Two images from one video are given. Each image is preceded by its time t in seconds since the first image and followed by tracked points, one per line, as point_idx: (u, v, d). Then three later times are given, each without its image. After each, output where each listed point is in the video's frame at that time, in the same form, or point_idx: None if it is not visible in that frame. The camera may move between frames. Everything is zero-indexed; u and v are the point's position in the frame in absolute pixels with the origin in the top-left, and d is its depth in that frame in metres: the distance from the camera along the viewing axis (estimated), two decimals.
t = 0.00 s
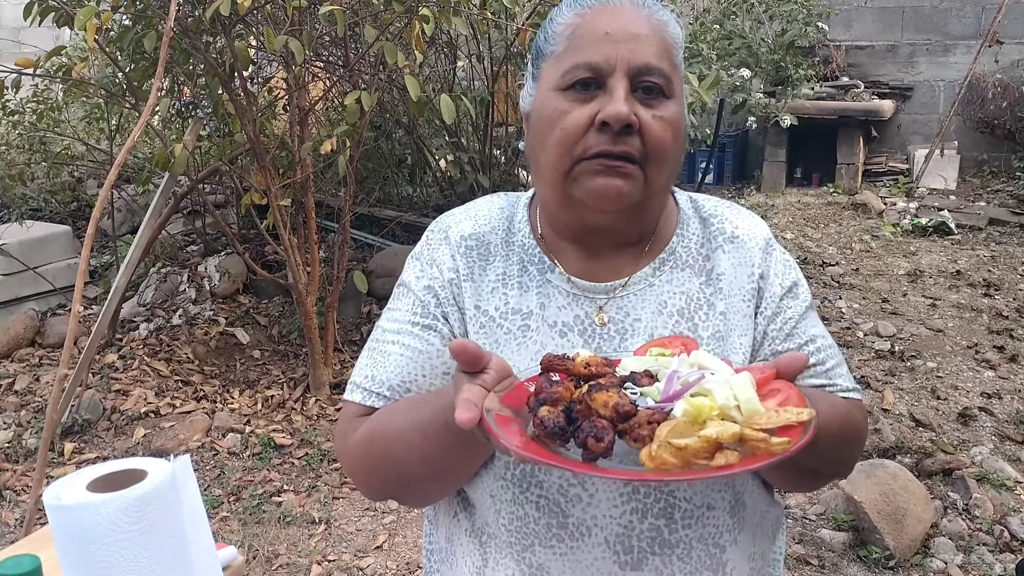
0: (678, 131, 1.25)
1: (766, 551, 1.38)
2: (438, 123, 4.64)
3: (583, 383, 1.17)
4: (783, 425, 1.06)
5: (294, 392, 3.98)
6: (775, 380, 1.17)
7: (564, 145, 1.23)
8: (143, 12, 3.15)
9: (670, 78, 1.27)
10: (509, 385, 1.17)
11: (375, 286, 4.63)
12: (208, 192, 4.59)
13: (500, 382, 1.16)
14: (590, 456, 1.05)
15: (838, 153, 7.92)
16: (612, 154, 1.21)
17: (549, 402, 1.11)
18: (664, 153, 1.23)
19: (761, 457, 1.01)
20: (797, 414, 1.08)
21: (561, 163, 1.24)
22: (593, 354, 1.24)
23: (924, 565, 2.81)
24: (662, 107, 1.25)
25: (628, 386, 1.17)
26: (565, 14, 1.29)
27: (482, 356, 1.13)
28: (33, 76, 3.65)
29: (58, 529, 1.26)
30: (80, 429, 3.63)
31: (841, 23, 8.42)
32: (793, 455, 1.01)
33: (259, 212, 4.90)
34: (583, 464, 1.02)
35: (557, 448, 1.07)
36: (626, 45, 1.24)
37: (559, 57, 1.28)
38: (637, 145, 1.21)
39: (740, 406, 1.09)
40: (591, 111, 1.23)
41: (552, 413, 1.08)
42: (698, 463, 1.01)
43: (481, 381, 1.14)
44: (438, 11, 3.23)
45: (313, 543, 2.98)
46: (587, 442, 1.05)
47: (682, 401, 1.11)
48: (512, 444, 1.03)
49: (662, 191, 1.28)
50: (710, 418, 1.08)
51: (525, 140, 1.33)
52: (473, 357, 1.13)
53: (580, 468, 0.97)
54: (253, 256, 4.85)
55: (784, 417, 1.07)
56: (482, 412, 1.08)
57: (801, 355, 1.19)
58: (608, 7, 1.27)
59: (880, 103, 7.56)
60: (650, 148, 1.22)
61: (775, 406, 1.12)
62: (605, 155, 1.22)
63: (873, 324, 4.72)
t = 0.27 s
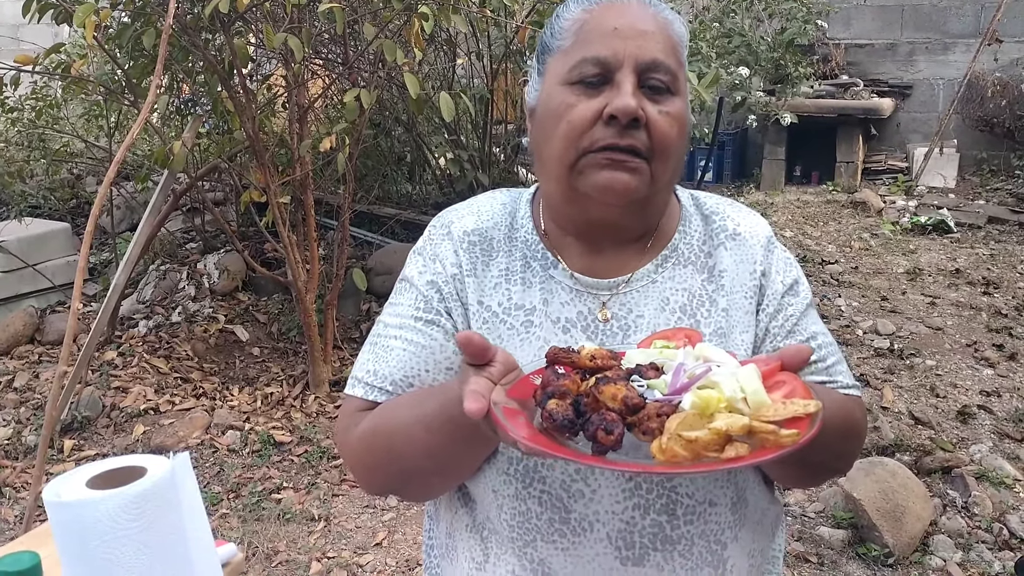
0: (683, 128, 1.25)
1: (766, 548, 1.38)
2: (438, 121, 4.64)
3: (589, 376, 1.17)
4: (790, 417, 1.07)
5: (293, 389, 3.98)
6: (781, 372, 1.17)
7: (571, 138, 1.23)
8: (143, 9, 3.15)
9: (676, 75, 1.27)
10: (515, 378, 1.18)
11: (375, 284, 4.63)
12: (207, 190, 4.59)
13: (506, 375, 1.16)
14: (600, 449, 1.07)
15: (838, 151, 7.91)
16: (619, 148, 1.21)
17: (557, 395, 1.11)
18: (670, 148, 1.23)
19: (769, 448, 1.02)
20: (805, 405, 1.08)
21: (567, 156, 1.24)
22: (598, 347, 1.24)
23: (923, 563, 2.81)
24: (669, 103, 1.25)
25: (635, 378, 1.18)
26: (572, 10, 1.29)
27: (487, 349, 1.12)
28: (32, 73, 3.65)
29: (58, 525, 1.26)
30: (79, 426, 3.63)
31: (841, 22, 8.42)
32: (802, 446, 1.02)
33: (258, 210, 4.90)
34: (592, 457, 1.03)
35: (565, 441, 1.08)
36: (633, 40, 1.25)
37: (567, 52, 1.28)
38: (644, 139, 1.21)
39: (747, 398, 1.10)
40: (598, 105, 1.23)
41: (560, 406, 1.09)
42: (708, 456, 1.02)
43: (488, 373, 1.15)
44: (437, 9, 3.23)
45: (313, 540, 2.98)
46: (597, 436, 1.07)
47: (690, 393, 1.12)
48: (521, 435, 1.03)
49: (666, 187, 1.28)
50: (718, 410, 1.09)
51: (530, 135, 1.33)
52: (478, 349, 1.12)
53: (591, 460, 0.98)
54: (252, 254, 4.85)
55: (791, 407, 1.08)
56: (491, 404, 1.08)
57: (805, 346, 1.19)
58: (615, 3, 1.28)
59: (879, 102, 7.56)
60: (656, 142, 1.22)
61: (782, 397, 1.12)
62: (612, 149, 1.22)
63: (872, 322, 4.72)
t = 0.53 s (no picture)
0: (692, 125, 1.25)
1: (774, 547, 1.38)
2: (442, 121, 4.64)
3: (602, 370, 1.17)
4: (805, 408, 1.07)
5: (298, 389, 3.98)
6: (794, 367, 1.18)
7: (580, 137, 1.23)
8: (147, 10, 3.15)
9: (685, 72, 1.27)
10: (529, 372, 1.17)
11: (379, 284, 4.64)
12: (212, 190, 4.59)
13: (520, 369, 1.16)
14: (616, 438, 1.06)
15: (842, 150, 7.90)
16: (628, 146, 1.20)
17: (572, 387, 1.10)
18: (679, 145, 1.22)
19: (785, 437, 1.02)
20: (819, 397, 1.08)
21: (576, 155, 1.23)
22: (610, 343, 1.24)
23: (929, 563, 2.81)
24: (678, 101, 1.25)
25: (649, 371, 1.18)
26: (581, 9, 1.30)
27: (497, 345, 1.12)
28: (37, 74, 3.65)
29: (65, 525, 1.27)
30: (84, 427, 3.64)
31: (845, 21, 8.42)
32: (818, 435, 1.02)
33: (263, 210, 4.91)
34: (609, 446, 1.03)
35: (581, 432, 1.07)
36: (641, 38, 1.25)
37: (575, 51, 1.28)
38: (653, 137, 1.21)
39: (761, 391, 1.10)
40: (607, 103, 1.22)
41: (575, 397, 1.09)
42: (725, 444, 1.02)
43: (501, 367, 1.14)
44: (441, 9, 3.23)
45: (318, 540, 2.98)
46: (613, 425, 1.06)
47: (705, 385, 1.12)
48: (537, 427, 1.03)
49: (676, 185, 1.28)
50: (733, 401, 1.08)
51: (539, 134, 1.33)
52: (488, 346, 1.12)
53: (607, 448, 0.98)
54: (257, 254, 4.86)
55: (805, 400, 1.08)
56: (505, 396, 1.08)
57: (817, 342, 1.19)
58: (623, 2, 1.28)
59: (884, 102, 7.54)
60: (665, 140, 1.21)
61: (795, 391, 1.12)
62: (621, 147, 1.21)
63: (877, 322, 4.71)
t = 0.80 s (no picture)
0: (694, 127, 1.25)
1: (774, 551, 1.38)
2: (440, 123, 4.64)
3: (602, 374, 1.17)
4: (803, 415, 1.07)
5: (296, 391, 3.98)
6: (794, 373, 1.17)
7: (583, 138, 1.23)
8: (145, 12, 3.15)
9: (687, 75, 1.27)
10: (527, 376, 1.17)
11: (377, 286, 4.64)
12: (210, 192, 4.59)
13: (519, 373, 1.16)
14: (613, 443, 1.06)
15: (840, 152, 7.90)
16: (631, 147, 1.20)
17: (570, 391, 1.11)
18: (681, 147, 1.22)
19: (783, 445, 1.02)
20: (817, 404, 1.08)
21: (578, 156, 1.23)
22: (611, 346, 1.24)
23: (926, 566, 2.81)
24: (680, 103, 1.25)
25: (648, 376, 1.18)
26: (583, 12, 1.30)
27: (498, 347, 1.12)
28: (35, 76, 3.65)
29: (63, 527, 1.26)
30: (82, 429, 3.64)
31: (843, 23, 8.40)
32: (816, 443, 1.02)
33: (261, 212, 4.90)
34: (606, 451, 1.03)
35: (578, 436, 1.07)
36: (644, 40, 1.25)
37: (577, 53, 1.28)
38: (656, 138, 1.21)
39: (760, 397, 1.10)
40: (609, 105, 1.22)
41: (574, 402, 1.09)
42: (722, 450, 1.02)
43: (501, 370, 1.14)
44: (440, 11, 3.24)
45: (316, 542, 2.98)
46: (610, 430, 1.06)
47: (703, 391, 1.12)
48: (534, 430, 1.03)
49: (677, 187, 1.27)
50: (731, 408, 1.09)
51: (541, 136, 1.33)
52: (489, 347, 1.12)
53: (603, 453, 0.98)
54: (255, 256, 4.85)
55: (803, 406, 1.08)
56: (504, 399, 1.08)
57: (817, 347, 1.18)
58: (625, 4, 1.28)
59: (882, 103, 7.54)
60: (668, 142, 1.21)
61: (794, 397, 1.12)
62: (624, 148, 1.21)
63: (876, 324, 4.71)
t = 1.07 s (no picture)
0: (688, 131, 1.25)
1: (770, 555, 1.38)
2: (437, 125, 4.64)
3: (593, 380, 1.17)
4: (793, 424, 1.06)
5: (292, 392, 3.97)
6: (786, 381, 1.18)
7: (576, 142, 1.23)
8: (143, 12, 3.15)
9: (681, 77, 1.27)
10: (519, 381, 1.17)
11: (374, 287, 4.63)
12: (207, 193, 4.59)
13: (511, 377, 1.16)
14: (600, 450, 1.06)
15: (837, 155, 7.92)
16: (625, 151, 1.21)
17: (560, 396, 1.11)
18: (675, 151, 1.22)
19: (770, 454, 1.02)
20: (807, 413, 1.08)
21: (573, 159, 1.24)
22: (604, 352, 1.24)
23: (922, 568, 2.81)
24: (674, 106, 1.25)
25: (639, 382, 1.17)
26: (578, 14, 1.30)
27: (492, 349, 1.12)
28: (32, 76, 3.65)
29: (60, 527, 1.26)
30: (78, 429, 3.63)
31: (840, 26, 8.36)
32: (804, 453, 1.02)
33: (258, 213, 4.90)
34: (593, 457, 1.03)
35: (568, 442, 1.07)
36: (638, 43, 1.25)
37: (572, 55, 1.28)
38: (650, 141, 1.21)
39: (750, 405, 1.08)
40: (604, 108, 1.23)
41: (563, 407, 1.09)
42: (708, 459, 1.03)
43: (492, 373, 1.14)
44: (438, 12, 3.24)
45: (312, 543, 2.97)
46: (598, 436, 1.06)
47: (692, 398, 1.10)
48: (521, 435, 1.04)
49: (672, 191, 1.28)
50: (720, 415, 1.07)
51: (536, 140, 1.33)
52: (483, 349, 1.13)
53: (590, 460, 0.99)
54: (252, 257, 4.85)
55: (794, 416, 1.08)
56: (494, 403, 1.08)
57: (808, 355, 1.20)
58: (620, 7, 1.28)
59: (879, 107, 7.53)
60: (662, 145, 1.21)
61: (785, 405, 1.12)
62: (618, 152, 1.21)
63: (872, 327, 4.72)
